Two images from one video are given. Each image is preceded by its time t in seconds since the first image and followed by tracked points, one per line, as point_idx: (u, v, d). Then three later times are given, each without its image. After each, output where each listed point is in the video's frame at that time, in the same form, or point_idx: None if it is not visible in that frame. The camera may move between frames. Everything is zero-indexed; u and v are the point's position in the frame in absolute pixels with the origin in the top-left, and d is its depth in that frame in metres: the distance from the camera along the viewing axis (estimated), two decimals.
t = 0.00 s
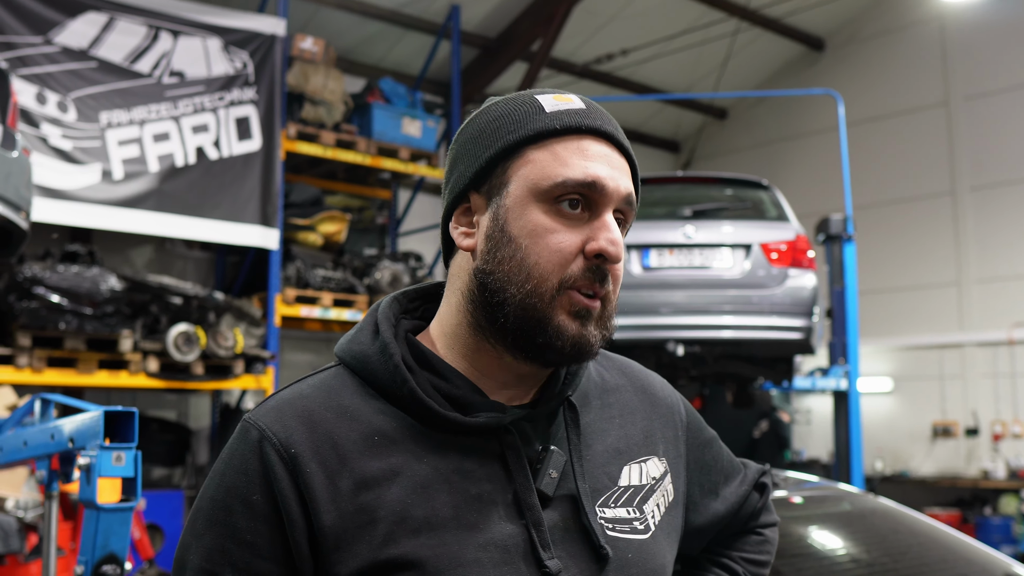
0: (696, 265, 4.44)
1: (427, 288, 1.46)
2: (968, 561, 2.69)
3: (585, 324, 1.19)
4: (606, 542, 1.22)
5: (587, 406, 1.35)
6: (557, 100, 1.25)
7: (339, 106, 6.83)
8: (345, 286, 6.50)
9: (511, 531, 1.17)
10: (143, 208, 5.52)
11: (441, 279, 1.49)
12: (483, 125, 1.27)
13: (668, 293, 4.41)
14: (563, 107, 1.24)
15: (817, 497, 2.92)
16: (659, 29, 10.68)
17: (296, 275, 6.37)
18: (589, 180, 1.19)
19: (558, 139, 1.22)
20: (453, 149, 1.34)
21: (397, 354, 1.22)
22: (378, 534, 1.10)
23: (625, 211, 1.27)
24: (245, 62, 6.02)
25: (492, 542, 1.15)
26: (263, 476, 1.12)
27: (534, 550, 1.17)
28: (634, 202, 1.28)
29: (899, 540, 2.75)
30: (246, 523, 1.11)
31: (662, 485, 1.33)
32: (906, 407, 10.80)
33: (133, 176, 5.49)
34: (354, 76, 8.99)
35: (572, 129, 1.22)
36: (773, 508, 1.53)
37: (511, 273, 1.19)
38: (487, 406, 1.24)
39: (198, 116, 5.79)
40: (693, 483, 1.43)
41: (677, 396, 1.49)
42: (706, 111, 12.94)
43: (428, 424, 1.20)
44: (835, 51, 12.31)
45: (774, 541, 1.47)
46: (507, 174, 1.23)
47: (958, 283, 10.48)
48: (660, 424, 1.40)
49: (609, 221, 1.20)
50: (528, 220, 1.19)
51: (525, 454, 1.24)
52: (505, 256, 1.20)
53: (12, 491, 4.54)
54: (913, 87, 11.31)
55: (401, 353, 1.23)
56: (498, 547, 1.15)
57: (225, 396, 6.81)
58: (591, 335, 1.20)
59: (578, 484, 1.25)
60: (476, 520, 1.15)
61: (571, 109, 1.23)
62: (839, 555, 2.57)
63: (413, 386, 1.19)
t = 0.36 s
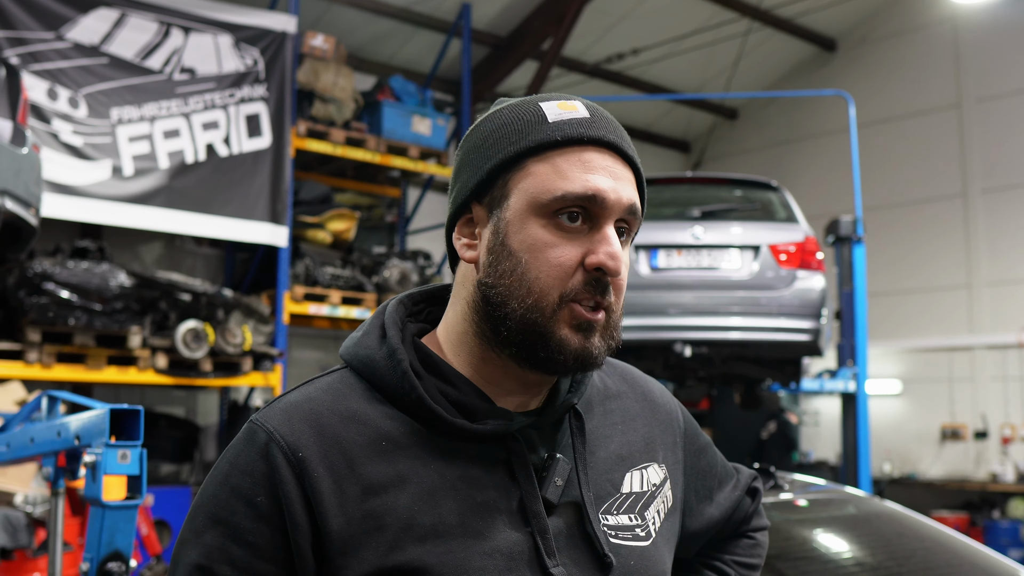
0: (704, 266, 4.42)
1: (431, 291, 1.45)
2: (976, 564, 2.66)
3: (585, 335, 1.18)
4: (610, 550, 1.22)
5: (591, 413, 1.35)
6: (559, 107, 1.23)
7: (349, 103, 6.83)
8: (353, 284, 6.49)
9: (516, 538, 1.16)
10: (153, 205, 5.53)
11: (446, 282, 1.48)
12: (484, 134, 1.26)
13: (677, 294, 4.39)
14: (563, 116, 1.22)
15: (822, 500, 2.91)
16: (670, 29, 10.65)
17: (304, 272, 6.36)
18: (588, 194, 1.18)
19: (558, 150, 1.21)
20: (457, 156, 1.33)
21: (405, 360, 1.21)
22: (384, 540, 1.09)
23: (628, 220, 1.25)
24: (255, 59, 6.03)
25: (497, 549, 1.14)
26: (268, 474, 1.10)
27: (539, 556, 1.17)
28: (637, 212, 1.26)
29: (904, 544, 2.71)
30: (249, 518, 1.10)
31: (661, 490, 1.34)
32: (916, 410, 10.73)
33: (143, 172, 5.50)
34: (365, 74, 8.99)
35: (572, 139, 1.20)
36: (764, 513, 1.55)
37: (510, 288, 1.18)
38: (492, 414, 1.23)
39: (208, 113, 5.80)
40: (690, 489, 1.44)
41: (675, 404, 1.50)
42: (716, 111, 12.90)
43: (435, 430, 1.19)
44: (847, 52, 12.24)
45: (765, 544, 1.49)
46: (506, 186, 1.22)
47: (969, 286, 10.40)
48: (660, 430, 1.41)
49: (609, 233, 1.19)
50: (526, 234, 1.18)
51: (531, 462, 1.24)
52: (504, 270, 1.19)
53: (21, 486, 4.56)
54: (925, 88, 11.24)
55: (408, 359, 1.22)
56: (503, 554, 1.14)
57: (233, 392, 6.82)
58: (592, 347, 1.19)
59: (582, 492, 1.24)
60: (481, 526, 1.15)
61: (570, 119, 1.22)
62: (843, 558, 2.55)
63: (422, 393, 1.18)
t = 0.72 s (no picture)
0: (714, 262, 4.40)
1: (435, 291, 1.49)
2: (990, 561, 2.63)
3: (519, 325, 1.22)
4: (618, 546, 1.20)
5: (599, 408, 1.33)
6: (402, 121, 1.27)
7: (357, 102, 6.83)
8: (363, 283, 6.52)
9: (520, 532, 1.15)
10: (163, 205, 5.54)
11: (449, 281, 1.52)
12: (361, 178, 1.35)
13: (686, 291, 4.38)
14: (407, 131, 1.26)
15: (833, 497, 2.90)
16: (678, 24, 10.61)
17: (314, 270, 6.36)
18: (453, 200, 1.21)
19: (418, 166, 1.25)
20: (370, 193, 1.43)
21: (401, 359, 1.24)
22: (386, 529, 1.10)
23: (519, 191, 1.25)
24: (264, 58, 6.04)
25: (500, 543, 1.13)
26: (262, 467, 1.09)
27: (542, 550, 1.15)
28: (527, 176, 1.26)
29: (915, 540, 2.69)
30: (238, 513, 1.06)
31: (673, 484, 1.31)
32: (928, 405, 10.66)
33: (153, 172, 5.51)
34: (373, 72, 9.00)
35: (416, 154, 1.25)
36: (784, 509, 1.55)
37: (422, 314, 1.27)
38: (496, 406, 1.24)
39: (218, 112, 5.81)
40: (705, 483, 1.43)
41: (689, 396, 1.47)
42: (725, 107, 12.85)
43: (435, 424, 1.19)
44: (856, 47, 12.18)
45: (785, 542, 1.49)
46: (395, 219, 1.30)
47: (981, 281, 10.35)
48: (672, 423, 1.38)
49: (490, 224, 1.22)
50: (420, 260, 1.25)
51: (535, 456, 1.22)
52: (420, 297, 1.27)
53: (34, 485, 4.58)
54: (935, 82, 11.17)
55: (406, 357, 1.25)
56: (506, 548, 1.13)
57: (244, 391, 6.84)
58: (514, 337, 1.22)
59: (590, 487, 1.22)
60: (485, 520, 1.14)
61: (409, 134, 1.25)
62: (855, 555, 2.53)
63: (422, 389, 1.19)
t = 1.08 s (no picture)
0: (716, 261, 4.40)
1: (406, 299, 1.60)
2: (994, 560, 2.61)
3: (484, 329, 1.32)
4: (594, 544, 1.27)
5: (575, 405, 1.41)
6: (356, 130, 1.36)
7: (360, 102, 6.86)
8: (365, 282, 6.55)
9: (489, 533, 1.24)
10: (166, 205, 5.55)
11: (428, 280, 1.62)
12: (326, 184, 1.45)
13: (688, 289, 4.38)
14: (363, 138, 1.35)
15: (835, 495, 2.90)
16: (681, 23, 10.60)
17: (317, 270, 6.44)
18: (410, 206, 1.31)
19: (376, 172, 1.35)
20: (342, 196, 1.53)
21: (362, 366, 1.35)
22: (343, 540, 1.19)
23: (474, 192, 1.34)
24: (266, 58, 6.04)
25: (469, 545, 1.22)
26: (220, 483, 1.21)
27: (515, 550, 1.24)
28: (482, 177, 1.34)
29: (917, 539, 2.68)
30: (197, 526, 1.19)
31: (657, 478, 1.40)
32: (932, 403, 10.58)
33: (155, 172, 5.52)
34: (376, 71, 9.00)
35: (372, 161, 1.35)
36: (782, 499, 1.63)
37: (392, 315, 1.37)
38: (468, 409, 1.34)
39: (220, 112, 5.81)
40: (694, 475, 1.51)
41: (675, 387, 1.56)
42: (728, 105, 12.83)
43: (403, 432, 1.30)
44: (859, 44, 12.15)
45: (782, 531, 1.57)
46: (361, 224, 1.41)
47: (985, 278, 10.33)
48: (654, 418, 1.47)
49: (447, 228, 1.31)
50: (387, 263, 1.36)
51: (505, 456, 1.31)
52: (390, 299, 1.38)
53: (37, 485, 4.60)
54: (939, 79, 11.14)
55: (367, 363, 1.37)
56: (475, 550, 1.22)
57: (246, 391, 6.85)
58: (481, 334, 1.31)
59: (563, 486, 1.31)
60: (455, 524, 1.23)
61: (365, 142, 1.35)
62: (858, 555, 2.53)
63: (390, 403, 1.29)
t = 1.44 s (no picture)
0: (720, 261, 4.39)
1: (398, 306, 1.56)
2: (999, 560, 2.60)
3: (471, 334, 1.26)
4: (585, 550, 1.23)
5: (567, 408, 1.36)
6: (350, 131, 1.33)
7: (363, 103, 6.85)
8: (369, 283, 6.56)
9: (477, 541, 1.20)
10: (170, 206, 5.56)
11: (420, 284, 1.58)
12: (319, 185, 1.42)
13: (692, 289, 4.36)
14: (356, 140, 1.32)
15: (841, 496, 2.88)
16: (684, 22, 10.59)
17: (321, 272, 6.42)
18: (399, 207, 1.28)
19: (366, 172, 1.32)
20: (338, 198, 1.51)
21: (345, 372, 1.32)
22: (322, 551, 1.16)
23: (467, 196, 1.30)
24: (269, 59, 6.05)
25: (456, 555, 1.19)
26: (211, 499, 1.20)
27: (502, 559, 1.20)
28: (475, 182, 1.31)
29: (923, 539, 2.67)
30: (193, 540, 1.20)
31: (654, 479, 1.35)
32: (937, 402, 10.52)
33: (159, 174, 5.52)
34: (379, 72, 9.00)
35: (361, 162, 1.31)
36: (790, 495, 1.56)
37: (380, 320, 1.33)
38: (455, 416, 1.30)
39: (223, 114, 5.81)
40: (696, 474, 1.45)
41: (672, 384, 1.50)
42: (731, 105, 12.82)
43: (387, 438, 1.26)
44: (862, 43, 12.14)
45: (790, 530, 1.51)
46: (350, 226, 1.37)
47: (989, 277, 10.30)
48: (651, 418, 1.41)
49: (436, 232, 1.27)
50: (374, 266, 1.32)
51: (491, 462, 1.26)
52: (378, 303, 1.34)
53: (42, 487, 4.61)
54: (943, 78, 11.12)
55: (354, 369, 1.33)
56: (462, 559, 1.19)
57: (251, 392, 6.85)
58: (468, 344, 1.26)
59: (552, 492, 1.26)
60: (440, 532, 1.20)
61: (356, 142, 1.32)
62: (863, 555, 2.51)
63: (379, 414, 1.25)
